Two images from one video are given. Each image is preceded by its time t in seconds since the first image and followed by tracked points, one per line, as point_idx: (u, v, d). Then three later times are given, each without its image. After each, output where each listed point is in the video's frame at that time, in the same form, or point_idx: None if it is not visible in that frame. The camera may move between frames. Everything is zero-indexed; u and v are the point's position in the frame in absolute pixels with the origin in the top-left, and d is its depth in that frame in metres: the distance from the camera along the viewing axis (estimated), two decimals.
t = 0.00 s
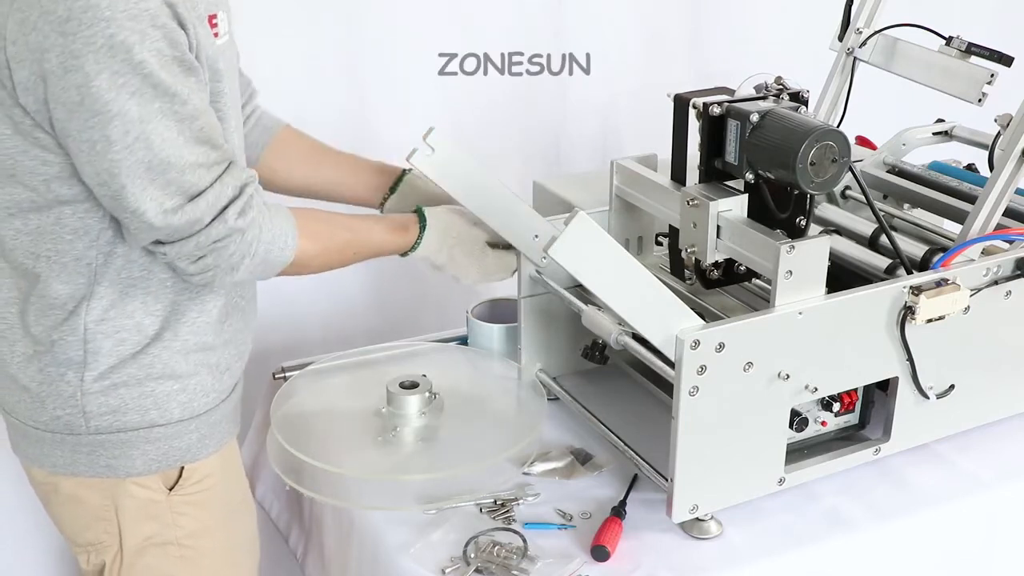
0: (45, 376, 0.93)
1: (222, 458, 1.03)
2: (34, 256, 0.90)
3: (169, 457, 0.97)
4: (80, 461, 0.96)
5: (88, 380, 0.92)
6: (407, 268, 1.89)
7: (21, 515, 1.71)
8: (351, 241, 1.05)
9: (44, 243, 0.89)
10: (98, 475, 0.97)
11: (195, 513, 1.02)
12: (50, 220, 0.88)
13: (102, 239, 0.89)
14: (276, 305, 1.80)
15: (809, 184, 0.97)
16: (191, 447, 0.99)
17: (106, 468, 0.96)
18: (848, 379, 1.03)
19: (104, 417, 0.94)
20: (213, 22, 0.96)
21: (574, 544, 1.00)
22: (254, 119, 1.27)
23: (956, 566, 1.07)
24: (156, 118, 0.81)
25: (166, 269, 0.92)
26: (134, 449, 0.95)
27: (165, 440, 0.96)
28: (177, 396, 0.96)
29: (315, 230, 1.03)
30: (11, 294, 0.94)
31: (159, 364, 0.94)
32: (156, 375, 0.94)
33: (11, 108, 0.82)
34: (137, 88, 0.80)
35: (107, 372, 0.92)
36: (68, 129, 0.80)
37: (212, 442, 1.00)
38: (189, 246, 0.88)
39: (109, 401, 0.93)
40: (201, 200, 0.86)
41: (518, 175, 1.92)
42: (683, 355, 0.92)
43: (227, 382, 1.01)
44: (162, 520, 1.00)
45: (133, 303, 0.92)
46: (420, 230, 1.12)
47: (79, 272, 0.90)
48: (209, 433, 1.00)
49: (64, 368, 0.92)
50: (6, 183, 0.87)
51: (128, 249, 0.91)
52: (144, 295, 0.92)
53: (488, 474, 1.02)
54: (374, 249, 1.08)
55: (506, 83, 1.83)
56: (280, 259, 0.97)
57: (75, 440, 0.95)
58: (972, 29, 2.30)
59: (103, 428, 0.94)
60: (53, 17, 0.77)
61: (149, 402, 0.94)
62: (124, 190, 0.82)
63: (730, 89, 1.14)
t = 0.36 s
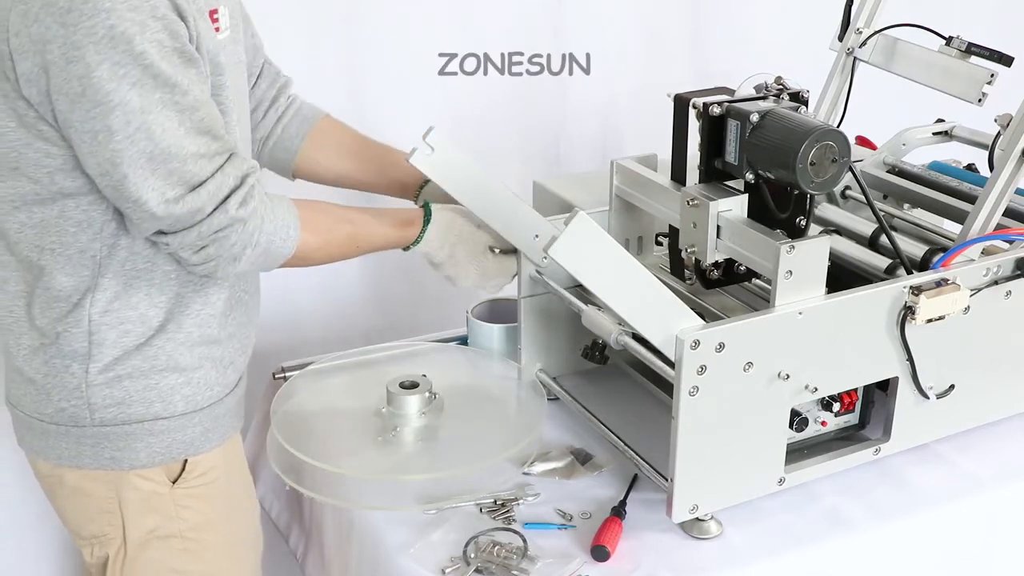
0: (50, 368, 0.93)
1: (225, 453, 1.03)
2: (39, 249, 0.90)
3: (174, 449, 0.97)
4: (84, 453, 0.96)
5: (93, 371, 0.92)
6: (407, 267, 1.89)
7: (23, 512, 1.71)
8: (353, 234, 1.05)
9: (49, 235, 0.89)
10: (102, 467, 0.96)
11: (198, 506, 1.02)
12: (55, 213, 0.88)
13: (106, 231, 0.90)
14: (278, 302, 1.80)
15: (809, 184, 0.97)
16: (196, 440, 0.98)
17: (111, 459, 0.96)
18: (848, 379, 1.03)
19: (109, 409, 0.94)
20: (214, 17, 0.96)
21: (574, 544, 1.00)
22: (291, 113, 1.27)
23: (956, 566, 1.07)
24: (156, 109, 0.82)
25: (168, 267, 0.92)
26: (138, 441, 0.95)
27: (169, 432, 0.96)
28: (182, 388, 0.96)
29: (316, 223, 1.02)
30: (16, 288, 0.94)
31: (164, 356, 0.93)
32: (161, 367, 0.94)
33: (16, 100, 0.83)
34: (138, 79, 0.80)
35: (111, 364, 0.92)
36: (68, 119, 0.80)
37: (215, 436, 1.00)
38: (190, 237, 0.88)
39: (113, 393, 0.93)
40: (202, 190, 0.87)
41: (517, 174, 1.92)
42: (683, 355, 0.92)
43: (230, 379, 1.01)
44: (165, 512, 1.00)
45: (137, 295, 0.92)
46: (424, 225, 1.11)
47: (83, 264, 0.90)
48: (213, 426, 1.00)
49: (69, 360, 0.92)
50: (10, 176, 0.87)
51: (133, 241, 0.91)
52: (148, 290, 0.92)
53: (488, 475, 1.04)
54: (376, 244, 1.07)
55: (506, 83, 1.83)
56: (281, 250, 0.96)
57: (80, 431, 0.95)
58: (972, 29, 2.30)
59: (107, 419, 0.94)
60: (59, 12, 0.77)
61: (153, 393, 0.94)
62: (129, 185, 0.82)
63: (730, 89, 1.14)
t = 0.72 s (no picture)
0: (49, 368, 0.93)
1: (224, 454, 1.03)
2: (39, 248, 0.90)
3: (172, 450, 0.97)
4: (83, 454, 0.96)
5: (92, 371, 0.92)
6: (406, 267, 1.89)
7: (22, 513, 1.71)
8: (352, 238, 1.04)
9: (48, 235, 0.89)
10: (101, 468, 0.96)
11: (196, 507, 1.02)
12: (54, 212, 0.88)
13: (107, 231, 0.90)
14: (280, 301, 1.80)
15: (809, 184, 0.97)
16: (195, 441, 0.98)
17: (109, 460, 0.96)
18: (848, 379, 1.03)
19: (107, 410, 0.94)
20: (215, 17, 0.96)
21: (574, 544, 1.00)
22: (276, 121, 1.27)
23: (956, 566, 1.06)
24: (155, 108, 0.82)
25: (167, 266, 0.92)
26: (137, 442, 0.95)
27: (169, 433, 0.96)
28: (180, 389, 0.95)
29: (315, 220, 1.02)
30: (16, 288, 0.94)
31: (162, 358, 0.93)
32: (160, 369, 0.94)
33: (16, 99, 0.83)
34: (138, 78, 0.80)
35: (110, 365, 0.92)
36: (66, 117, 0.81)
37: (215, 438, 1.00)
38: (188, 236, 0.88)
39: (112, 394, 0.93)
40: (200, 189, 0.86)
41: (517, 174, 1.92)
42: (683, 355, 0.92)
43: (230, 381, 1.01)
44: (164, 514, 1.00)
45: (136, 296, 0.92)
46: (426, 226, 1.11)
47: (83, 264, 0.90)
48: (213, 427, 1.00)
49: (68, 360, 0.92)
50: (8, 175, 0.87)
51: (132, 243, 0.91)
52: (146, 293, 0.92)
53: (488, 474, 1.02)
54: (377, 244, 1.06)
55: (507, 82, 1.83)
56: (280, 251, 0.96)
57: (78, 432, 0.95)
58: (971, 29, 2.30)
59: (105, 420, 0.94)
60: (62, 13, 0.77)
61: (152, 394, 0.94)
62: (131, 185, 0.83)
63: (730, 89, 1.14)
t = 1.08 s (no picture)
0: (48, 373, 0.93)
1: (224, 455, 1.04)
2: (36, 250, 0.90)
3: (174, 452, 0.98)
4: (83, 457, 0.96)
5: (90, 376, 0.92)
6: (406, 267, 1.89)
7: (21, 514, 1.71)
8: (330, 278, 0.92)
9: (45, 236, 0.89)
10: (102, 471, 0.96)
11: (197, 510, 1.02)
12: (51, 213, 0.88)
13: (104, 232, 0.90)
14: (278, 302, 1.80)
15: (809, 184, 0.97)
16: (196, 442, 0.99)
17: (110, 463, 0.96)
18: (847, 379, 1.03)
19: (106, 414, 0.94)
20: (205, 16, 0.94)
21: (574, 544, 1.00)
22: (280, 121, 1.27)
23: (957, 567, 1.06)
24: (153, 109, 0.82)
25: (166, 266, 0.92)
26: (138, 445, 0.95)
27: (169, 436, 0.97)
28: (179, 392, 0.96)
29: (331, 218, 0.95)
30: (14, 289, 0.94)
31: (160, 364, 0.94)
32: (157, 373, 0.94)
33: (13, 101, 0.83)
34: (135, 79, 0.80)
35: (108, 369, 0.93)
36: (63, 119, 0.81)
37: (215, 439, 1.01)
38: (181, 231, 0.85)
39: (111, 398, 0.93)
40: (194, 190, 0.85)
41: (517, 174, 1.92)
42: (683, 355, 0.92)
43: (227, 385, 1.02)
44: (165, 516, 1.00)
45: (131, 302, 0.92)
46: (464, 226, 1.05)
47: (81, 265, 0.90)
48: (212, 430, 1.00)
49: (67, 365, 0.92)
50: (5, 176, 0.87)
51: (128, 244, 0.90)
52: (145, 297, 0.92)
53: (488, 474, 1.03)
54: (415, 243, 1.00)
55: (507, 82, 1.83)
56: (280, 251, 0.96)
57: (78, 436, 0.95)
58: (971, 29, 2.30)
59: (104, 424, 0.94)
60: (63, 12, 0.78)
61: (152, 397, 0.95)
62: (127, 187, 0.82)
63: (730, 89, 1.14)
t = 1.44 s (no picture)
0: (40, 375, 0.93)
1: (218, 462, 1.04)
2: (31, 248, 0.89)
3: (163, 462, 0.97)
4: (72, 465, 0.96)
5: (81, 382, 0.92)
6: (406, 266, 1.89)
7: (19, 515, 1.70)
8: (397, 218, 0.96)
9: (40, 234, 0.89)
10: (90, 479, 0.96)
11: (187, 520, 1.02)
12: (46, 211, 0.88)
13: (100, 230, 0.89)
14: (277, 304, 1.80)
15: (809, 184, 0.97)
16: (186, 453, 0.98)
17: (98, 472, 0.96)
18: (847, 379, 1.03)
19: (97, 421, 0.93)
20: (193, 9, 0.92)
21: (574, 544, 1.00)
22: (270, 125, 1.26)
23: (957, 566, 1.06)
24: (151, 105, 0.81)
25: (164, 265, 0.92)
26: (127, 454, 0.95)
27: (158, 446, 0.96)
28: (170, 401, 0.95)
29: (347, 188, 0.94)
30: (10, 289, 0.94)
31: (153, 369, 0.93)
32: (150, 381, 0.94)
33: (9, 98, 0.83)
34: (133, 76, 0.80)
35: (100, 376, 0.92)
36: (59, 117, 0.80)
37: (206, 449, 1.00)
38: (189, 203, 0.82)
39: (102, 405, 0.93)
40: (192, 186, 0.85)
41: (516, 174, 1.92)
42: (683, 355, 0.92)
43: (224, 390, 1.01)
44: (154, 525, 1.01)
45: (126, 304, 0.91)
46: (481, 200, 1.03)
47: (77, 264, 0.90)
48: (203, 438, 1.00)
49: (57, 369, 0.92)
50: None
51: (127, 244, 0.90)
52: (141, 299, 0.91)
53: (488, 474, 1.03)
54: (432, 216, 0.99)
55: (506, 82, 1.83)
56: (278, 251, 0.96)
57: (68, 443, 0.95)
58: (971, 29, 2.30)
59: (95, 430, 0.94)
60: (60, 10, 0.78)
61: (142, 406, 0.94)
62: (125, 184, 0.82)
63: (730, 89, 1.14)
